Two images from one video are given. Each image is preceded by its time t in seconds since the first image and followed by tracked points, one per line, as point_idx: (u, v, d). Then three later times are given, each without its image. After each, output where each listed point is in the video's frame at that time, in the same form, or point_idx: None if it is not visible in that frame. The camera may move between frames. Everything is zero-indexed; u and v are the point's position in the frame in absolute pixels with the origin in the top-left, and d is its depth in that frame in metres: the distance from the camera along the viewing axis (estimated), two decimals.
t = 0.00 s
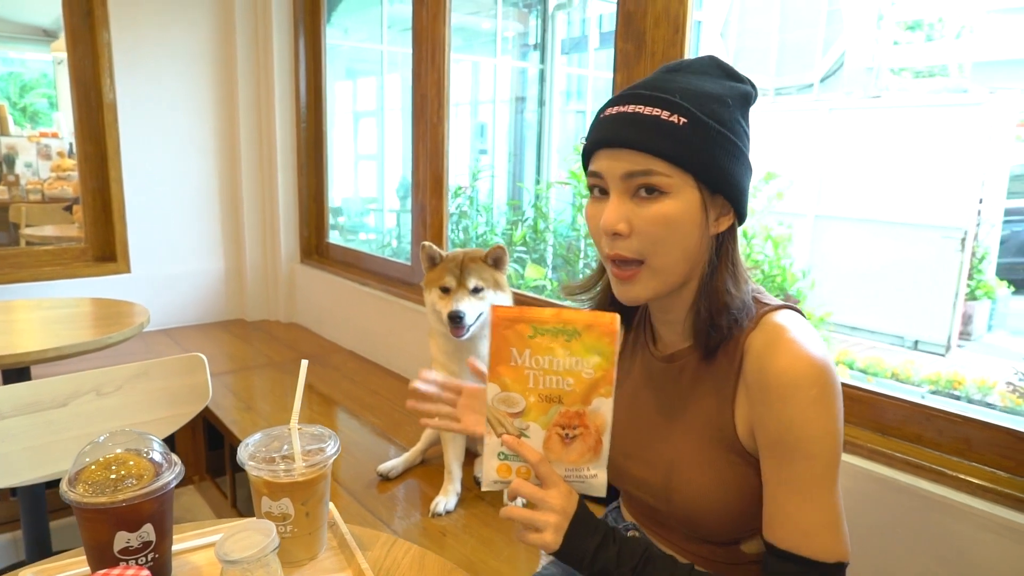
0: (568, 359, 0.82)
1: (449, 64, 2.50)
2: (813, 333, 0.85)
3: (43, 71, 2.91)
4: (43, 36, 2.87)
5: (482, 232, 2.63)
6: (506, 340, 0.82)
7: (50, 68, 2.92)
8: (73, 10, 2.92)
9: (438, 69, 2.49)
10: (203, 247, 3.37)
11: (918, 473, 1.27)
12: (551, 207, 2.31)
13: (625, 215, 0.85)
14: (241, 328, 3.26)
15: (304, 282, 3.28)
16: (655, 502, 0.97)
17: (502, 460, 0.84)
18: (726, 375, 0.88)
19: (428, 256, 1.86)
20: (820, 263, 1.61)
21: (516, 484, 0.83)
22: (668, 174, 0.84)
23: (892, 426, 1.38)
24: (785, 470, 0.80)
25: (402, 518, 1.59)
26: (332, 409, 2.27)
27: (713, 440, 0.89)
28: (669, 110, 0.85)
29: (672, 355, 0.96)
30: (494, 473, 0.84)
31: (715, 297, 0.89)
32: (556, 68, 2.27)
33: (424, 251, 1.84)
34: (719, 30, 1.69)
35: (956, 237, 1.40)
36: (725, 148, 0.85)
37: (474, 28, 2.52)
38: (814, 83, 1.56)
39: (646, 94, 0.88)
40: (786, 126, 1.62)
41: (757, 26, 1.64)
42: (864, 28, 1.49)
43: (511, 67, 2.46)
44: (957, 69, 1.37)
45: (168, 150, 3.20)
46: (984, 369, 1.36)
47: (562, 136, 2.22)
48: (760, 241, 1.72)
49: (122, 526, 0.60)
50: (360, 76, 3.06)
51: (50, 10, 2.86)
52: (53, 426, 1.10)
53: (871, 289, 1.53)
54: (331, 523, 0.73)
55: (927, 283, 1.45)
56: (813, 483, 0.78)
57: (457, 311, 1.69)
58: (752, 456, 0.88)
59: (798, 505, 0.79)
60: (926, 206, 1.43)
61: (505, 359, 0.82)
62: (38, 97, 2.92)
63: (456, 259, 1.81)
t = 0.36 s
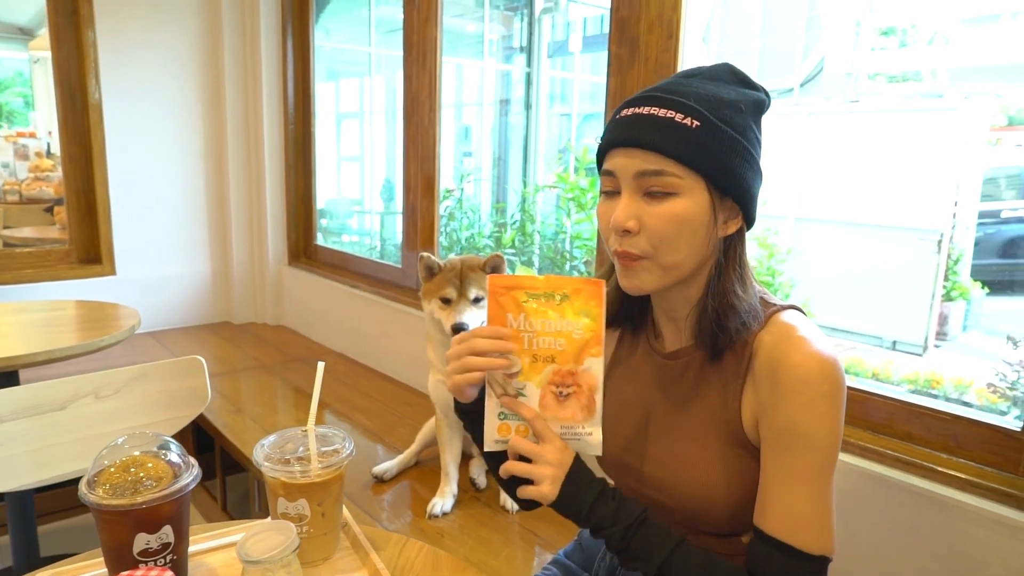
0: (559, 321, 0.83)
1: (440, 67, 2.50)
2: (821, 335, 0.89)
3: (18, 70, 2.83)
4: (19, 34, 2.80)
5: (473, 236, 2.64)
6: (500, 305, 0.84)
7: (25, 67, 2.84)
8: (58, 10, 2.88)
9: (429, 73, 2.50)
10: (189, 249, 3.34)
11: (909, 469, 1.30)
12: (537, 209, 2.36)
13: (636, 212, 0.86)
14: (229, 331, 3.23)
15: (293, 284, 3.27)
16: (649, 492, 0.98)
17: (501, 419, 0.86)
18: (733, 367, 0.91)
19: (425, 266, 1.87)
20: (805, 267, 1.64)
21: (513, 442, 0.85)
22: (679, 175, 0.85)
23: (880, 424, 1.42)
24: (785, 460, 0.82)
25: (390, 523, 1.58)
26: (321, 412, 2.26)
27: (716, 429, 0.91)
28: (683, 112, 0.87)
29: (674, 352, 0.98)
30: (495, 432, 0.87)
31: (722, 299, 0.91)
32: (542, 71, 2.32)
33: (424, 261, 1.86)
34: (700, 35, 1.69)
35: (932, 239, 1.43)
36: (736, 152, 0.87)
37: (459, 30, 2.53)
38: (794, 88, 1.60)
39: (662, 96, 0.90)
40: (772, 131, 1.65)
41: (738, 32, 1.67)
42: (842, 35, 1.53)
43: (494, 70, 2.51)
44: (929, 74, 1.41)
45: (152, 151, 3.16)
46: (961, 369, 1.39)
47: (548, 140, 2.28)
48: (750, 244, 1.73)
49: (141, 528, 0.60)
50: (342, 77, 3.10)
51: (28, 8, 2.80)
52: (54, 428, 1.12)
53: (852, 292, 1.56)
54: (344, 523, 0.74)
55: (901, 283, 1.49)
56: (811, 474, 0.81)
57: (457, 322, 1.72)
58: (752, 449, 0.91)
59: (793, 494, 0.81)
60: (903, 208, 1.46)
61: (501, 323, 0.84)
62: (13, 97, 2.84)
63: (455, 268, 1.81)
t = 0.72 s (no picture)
0: (554, 301, 0.93)
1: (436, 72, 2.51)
2: (828, 350, 0.92)
3: None
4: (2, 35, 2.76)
5: (463, 242, 2.62)
6: (501, 284, 0.94)
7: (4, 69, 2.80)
8: (47, 12, 2.85)
9: (422, 78, 2.51)
10: (178, 253, 3.31)
11: (904, 468, 1.34)
12: (527, 214, 2.38)
13: (639, 218, 0.90)
14: (219, 336, 3.21)
15: (284, 288, 3.26)
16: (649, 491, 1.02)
17: (498, 389, 0.95)
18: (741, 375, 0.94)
19: (440, 265, 1.80)
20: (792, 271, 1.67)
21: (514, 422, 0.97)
22: (683, 184, 0.89)
23: (874, 424, 1.46)
24: (788, 472, 0.86)
25: (383, 522, 1.60)
26: (311, 417, 2.25)
27: (722, 440, 0.94)
28: (696, 122, 0.90)
29: (684, 363, 1.00)
30: (491, 400, 0.96)
31: (724, 314, 0.93)
32: (532, 76, 2.34)
33: (438, 259, 1.79)
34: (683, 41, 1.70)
35: (912, 244, 1.47)
36: (747, 165, 0.89)
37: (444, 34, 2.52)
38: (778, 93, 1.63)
39: (680, 106, 0.93)
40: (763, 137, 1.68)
41: (723, 39, 1.69)
42: (824, 42, 1.56)
43: (480, 75, 2.54)
44: (906, 81, 1.45)
45: (140, 154, 3.13)
46: (942, 370, 1.43)
47: (538, 144, 2.32)
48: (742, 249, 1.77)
49: (167, 533, 0.65)
50: (326, 80, 3.16)
51: (12, 8, 2.76)
52: (56, 434, 1.16)
53: (837, 296, 1.59)
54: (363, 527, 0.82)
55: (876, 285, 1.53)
56: (812, 487, 0.85)
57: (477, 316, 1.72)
58: (755, 460, 0.94)
59: (793, 507, 0.86)
60: (887, 213, 1.50)
61: (501, 300, 0.94)
62: None
63: (471, 266, 1.78)
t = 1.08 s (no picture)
0: (567, 346, 0.95)
1: (426, 77, 2.51)
2: (830, 355, 0.95)
3: None
4: None
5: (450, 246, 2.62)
6: (518, 321, 0.96)
7: None
8: (30, 12, 2.81)
9: (411, 84, 2.51)
10: (163, 257, 3.27)
11: (892, 469, 1.37)
12: (513, 219, 2.39)
13: (655, 228, 0.91)
14: (203, 340, 3.17)
15: (270, 292, 3.24)
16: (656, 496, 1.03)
17: (496, 427, 0.95)
18: (747, 382, 0.96)
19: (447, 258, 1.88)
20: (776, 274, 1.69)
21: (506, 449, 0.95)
22: (700, 195, 0.90)
23: (860, 426, 1.49)
24: (797, 480, 0.89)
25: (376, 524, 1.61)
26: (296, 421, 2.24)
27: (730, 447, 0.96)
28: (714, 133, 0.91)
29: (688, 368, 1.02)
30: (487, 437, 0.96)
31: (735, 323, 0.95)
32: (518, 82, 2.36)
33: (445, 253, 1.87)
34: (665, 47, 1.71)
35: (890, 248, 1.50)
36: (762, 177, 0.91)
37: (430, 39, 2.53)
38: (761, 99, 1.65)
39: (695, 114, 0.94)
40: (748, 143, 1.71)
41: (706, 45, 1.71)
42: (804, 49, 1.59)
43: (465, 79, 2.55)
44: (881, 88, 1.48)
45: (124, 156, 3.09)
46: (921, 373, 1.46)
47: (524, 148, 2.33)
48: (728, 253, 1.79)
49: (176, 537, 0.70)
50: (309, 83, 3.17)
51: None
52: (48, 439, 1.31)
53: (818, 299, 1.62)
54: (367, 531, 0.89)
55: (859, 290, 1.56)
56: (822, 491, 0.88)
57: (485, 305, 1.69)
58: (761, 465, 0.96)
59: (805, 512, 0.88)
60: (869, 220, 1.52)
61: (515, 338, 0.96)
62: None
63: (478, 262, 1.80)
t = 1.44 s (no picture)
0: (580, 395, 0.87)
1: (414, 82, 2.51)
2: (811, 353, 0.97)
3: None
4: None
5: (438, 249, 2.61)
6: (525, 374, 0.87)
7: None
8: (12, 13, 2.78)
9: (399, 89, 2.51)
10: (147, 260, 3.24)
11: (878, 471, 1.40)
12: (500, 223, 2.40)
13: (635, 235, 0.92)
14: (187, 344, 3.15)
15: (256, 296, 3.22)
16: (656, 506, 1.03)
17: (512, 488, 0.86)
18: (734, 389, 0.97)
19: (427, 267, 1.89)
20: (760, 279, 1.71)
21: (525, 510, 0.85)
22: (677, 202, 0.91)
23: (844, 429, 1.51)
24: (803, 484, 0.90)
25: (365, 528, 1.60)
26: (283, 425, 2.22)
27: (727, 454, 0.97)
28: (688, 141, 0.92)
29: (676, 370, 1.03)
30: (504, 500, 0.86)
31: (719, 325, 0.96)
32: (504, 86, 2.36)
33: (426, 260, 1.87)
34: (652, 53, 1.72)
35: (872, 253, 1.52)
36: (736, 182, 0.93)
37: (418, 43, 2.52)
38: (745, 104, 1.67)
39: (668, 123, 0.95)
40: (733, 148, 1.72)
41: (692, 51, 1.73)
42: (787, 55, 1.61)
43: (451, 83, 2.55)
44: (861, 94, 1.51)
45: (107, 158, 3.06)
46: (902, 376, 1.49)
47: (510, 152, 2.34)
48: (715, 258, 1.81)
49: (170, 544, 0.69)
50: (295, 85, 3.15)
51: None
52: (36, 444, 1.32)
53: (801, 303, 1.64)
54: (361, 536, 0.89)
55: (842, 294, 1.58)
56: (830, 492, 0.89)
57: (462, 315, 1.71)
58: (761, 468, 0.97)
59: (818, 514, 0.90)
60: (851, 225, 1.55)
61: (524, 392, 0.87)
62: None
63: (456, 270, 1.84)
